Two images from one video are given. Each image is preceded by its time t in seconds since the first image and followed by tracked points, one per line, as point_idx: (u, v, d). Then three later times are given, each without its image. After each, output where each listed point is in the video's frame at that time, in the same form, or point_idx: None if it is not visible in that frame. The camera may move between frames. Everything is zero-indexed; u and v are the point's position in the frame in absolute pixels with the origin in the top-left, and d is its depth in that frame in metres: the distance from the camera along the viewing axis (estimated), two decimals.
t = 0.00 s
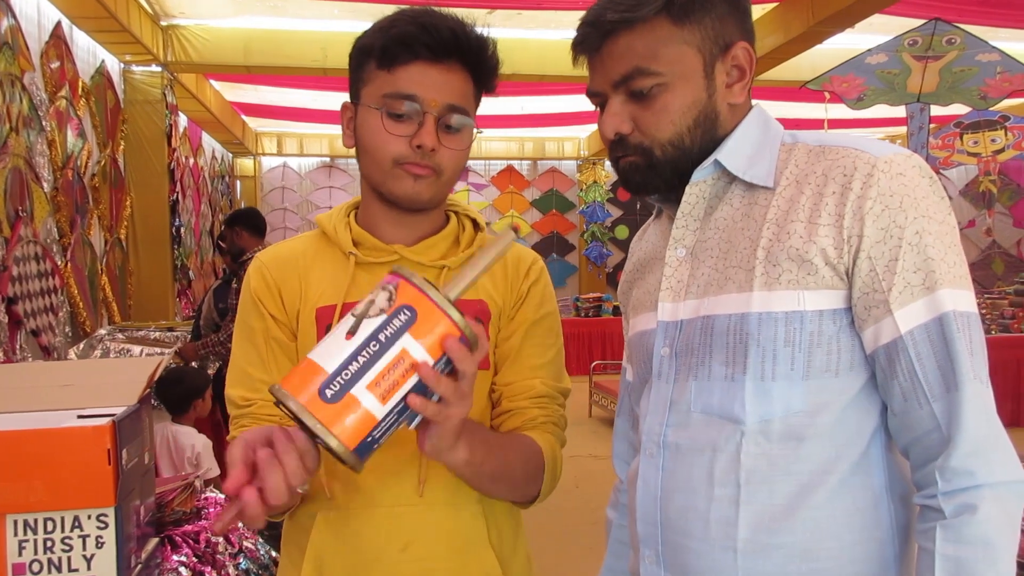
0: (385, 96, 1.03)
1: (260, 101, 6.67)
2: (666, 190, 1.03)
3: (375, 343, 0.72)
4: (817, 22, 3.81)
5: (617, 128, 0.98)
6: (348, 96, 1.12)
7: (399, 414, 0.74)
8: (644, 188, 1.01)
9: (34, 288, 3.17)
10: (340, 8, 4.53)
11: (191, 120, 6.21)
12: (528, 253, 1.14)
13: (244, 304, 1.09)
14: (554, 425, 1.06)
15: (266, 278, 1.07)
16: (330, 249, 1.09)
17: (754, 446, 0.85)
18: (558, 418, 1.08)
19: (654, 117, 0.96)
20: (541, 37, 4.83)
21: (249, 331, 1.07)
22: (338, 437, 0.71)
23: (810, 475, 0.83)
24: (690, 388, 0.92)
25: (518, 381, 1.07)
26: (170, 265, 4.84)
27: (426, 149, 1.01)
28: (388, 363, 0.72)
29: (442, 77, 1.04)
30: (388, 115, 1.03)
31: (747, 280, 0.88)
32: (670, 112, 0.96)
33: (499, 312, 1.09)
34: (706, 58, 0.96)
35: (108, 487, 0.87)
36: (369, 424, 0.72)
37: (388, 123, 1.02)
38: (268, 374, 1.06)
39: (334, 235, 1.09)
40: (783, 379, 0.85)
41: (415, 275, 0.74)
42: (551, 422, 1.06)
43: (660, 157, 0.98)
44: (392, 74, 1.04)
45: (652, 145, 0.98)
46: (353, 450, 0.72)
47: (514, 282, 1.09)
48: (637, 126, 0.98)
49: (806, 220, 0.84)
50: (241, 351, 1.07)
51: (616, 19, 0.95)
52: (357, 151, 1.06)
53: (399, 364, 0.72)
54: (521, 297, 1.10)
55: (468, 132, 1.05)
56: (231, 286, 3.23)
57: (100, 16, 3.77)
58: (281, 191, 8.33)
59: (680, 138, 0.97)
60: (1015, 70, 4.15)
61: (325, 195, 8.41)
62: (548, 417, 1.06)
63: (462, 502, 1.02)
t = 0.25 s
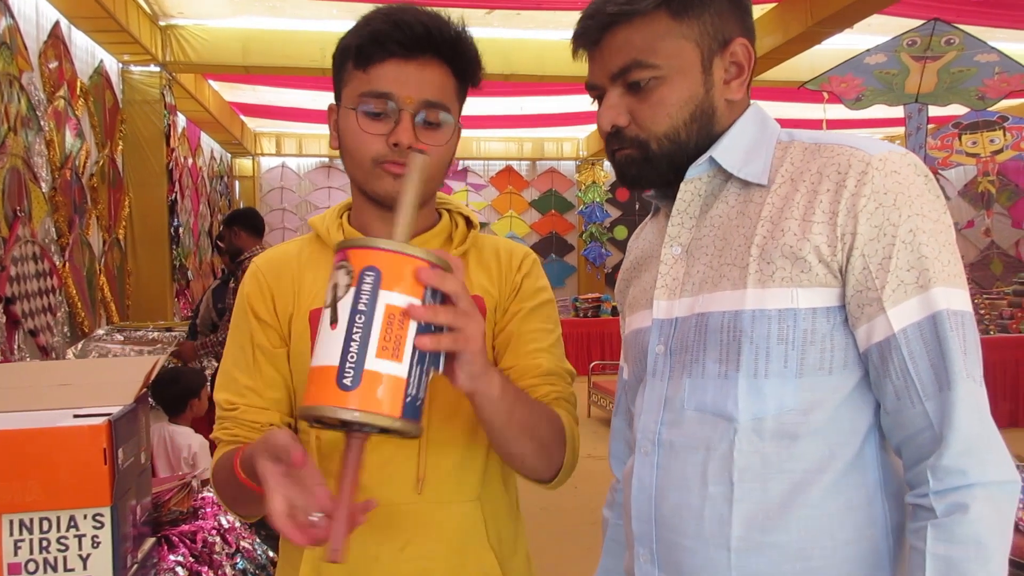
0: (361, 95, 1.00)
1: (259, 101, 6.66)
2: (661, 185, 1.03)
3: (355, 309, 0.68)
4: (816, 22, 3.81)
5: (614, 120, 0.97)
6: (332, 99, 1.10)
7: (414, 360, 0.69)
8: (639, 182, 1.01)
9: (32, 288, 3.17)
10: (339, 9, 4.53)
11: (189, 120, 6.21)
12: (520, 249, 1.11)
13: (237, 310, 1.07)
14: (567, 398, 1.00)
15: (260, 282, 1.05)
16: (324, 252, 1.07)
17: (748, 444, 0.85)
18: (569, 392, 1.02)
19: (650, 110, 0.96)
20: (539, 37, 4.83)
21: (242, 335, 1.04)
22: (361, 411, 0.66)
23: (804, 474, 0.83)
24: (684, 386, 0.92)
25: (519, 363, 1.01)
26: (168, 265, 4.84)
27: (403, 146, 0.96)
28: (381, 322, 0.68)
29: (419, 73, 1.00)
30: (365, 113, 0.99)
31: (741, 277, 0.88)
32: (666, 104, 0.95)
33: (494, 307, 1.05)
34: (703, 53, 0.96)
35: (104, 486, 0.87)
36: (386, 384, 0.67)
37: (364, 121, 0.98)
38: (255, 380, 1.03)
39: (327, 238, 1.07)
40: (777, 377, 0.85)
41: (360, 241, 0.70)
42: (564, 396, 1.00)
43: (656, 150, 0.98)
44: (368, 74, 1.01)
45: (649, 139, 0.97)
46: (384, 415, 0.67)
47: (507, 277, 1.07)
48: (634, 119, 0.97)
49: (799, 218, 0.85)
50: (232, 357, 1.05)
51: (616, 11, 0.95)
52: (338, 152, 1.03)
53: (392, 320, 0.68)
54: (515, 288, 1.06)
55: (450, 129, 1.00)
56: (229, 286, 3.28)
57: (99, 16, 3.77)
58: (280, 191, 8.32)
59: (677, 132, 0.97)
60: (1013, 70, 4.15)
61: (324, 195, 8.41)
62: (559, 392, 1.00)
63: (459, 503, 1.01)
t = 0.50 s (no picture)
0: (323, 102, 0.99)
1: (257, 101, 6.65)
2: (655, 175, 1.02)
3: (313, 371, 0.66)
4: (814, 21, 3.81)
5: (609, 109, 0.98)
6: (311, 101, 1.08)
7: (397, 346, 0.67)
8: (633, 173, 1.01)
9: (29, 288, 3.16)
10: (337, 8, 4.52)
11: (187, 120, 6.20)
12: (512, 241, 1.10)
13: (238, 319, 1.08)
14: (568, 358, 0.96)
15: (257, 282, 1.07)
16: (317, 252, 1.08)
17: (744, 440, 0.84)
18: (569, 350, 0.98)
19: (645, 99, 0.96)
20: (538, 36, 4.82)
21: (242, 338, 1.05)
22: (414, 412, 0.63)
23: (801, 471, 0.83)
24: (681, 382, 0.91)
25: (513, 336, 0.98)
26: (166, 265, 4.83)
27: (367, 149, 0.95)
28: (339, 355, 0.65)
29: (378, 74, 0.97)
30: (328, 119, 0.98)
31: (737, 274, 0.88)
32: (661, 93, 0.96)
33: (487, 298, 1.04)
34: (701, 45, 0.95)
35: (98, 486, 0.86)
36: (399, 376, 0.64)
37: (327, 128, 0.98)
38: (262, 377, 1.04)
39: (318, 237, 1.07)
40: (774, 374, 0.84)
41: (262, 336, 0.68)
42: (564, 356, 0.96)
43: (652, 140, 0.98)
44: (331, 79, 0.99)
45: (644, 128, 0.97)
46: (435, 393, 0.64)
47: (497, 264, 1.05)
48: (629, 109, 0.97)
49: (797, 214, 0.84)
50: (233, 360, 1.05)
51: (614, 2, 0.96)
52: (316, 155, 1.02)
53: (346, 345, 0.65)
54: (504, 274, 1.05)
55: (417, 125, 0.98)
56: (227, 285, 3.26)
57: (96, 15, 3.76)
58: (278, 191, 8.32)
59: (671, 123, 0.97)
60: (1011, 70, 4.16)
61: (323, 195, 8.40)
62: (556, 351, 0.96)
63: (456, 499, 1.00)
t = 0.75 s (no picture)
0: (302, 106, 0.98)
1: (255, 100, 6.64)
2: (656, 172, 1.03)
3: (292, 429, 0.64)
4: (813, 20, 3.81)
5: (609, 108, 0.99)
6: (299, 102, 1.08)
7: (369, 386, 0.65)
8: (635, 171, 1.02)
9: (27, 287, 3.16)
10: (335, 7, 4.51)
11: (185, 120, 6.19)
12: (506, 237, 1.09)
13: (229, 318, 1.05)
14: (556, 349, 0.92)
15: (250, 282, 1.04)
16: (310, 252, 1.06)
17: (744, 436, 0.84)
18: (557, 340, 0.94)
19: (644, 97, 0.96)
20: (536, 36, 4.81)
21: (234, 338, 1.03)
22: (402, 445, 0.63)
23: (802, 467, 0.83)
24: (680, 378, 0.91)
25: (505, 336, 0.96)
26: (164, 265, 4.82)
27: (346, 150, 0.94)
28: (313, 410, 0.64)
29: (351, 74, 0.97)
30: (308, 122, 0.98)
31: (737, 269, 0.88)
32: (660, 91, 0.96)
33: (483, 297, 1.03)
34: (700, 43, 0.95)
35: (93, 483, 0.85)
36: (381, 420, 0.64)
37: (307, 131, 0.97)
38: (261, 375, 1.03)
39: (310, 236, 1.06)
40: (774, 369, 0.84)
41: (234, 398, 0.65)
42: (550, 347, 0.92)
43: (652, 138, 0.98)
44: (306, 83, 0.99)
45: (643, 127, 0.98)
46: (420, 421, 0.65)
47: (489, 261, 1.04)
48: (629, 107, 0.98)
49: (797, 210, 0.84)
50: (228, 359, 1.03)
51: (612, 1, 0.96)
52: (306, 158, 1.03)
53: (316, 398, 0.64)
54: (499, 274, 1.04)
55: (396, 119, 0.98)
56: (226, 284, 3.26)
57: (95, 14, 3.75)
58: (277, 191, 8.31)
59: (671, 121, 0.97)
60: (1009, 69, 4.16)
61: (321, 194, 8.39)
62: (542, 343, 0.92)
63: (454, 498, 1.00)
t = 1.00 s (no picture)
0: (292, 103, 0.98)
1: (253, 100, 6.63)
2: (660, 173, 1.03)
3: (274, 448, 0.65)
4: (811, 20, 3.82)
5: (612, 108, 0.98)
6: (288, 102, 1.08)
7: (323, 371, 0.66)
8: (637, 171, 1.02)
9: (25, 288, 3.15)
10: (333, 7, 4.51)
11: (183, 119, 6.18)
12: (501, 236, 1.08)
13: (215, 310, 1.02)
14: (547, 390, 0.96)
15: (238, 280, 1.01)
16: (300, 246, 1.04)
17: (745, 432, 0.84)
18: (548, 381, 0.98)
19: (648, 96, 0.96)
20: (535, 35, 4.81)
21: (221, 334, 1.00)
22: (384, 400, 0.64)
23: (804, 463, 0.82)
24: (682, 374, 0.91)
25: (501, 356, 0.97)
26: (162, 264, 4.81)
27: (338, 145, 0.94)
28: (285, 419, 0.64)
29: (342, 69, 0.96)
30: (299, 118, 0.97)
31: (738, 264, 0.88)
32: (664, 91, 0.95)
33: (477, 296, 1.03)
34: (703, 41, 0.95)
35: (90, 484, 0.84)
36: (352, 396, 0.64)
37: (298, 128, 0.97)
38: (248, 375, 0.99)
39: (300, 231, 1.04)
40: (775, 364, 0.84)
41: (208, 453, 0.65)
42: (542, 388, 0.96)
43: (655, 137, 0.98)
44: (296, 80, 0.98)
45: (647, 126, 0.97)
46: (385, 372, 0.66)
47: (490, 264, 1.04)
48: (632, 106, 0.97)
49: (798, 204, 0.84)
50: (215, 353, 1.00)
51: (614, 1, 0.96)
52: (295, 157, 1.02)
53: (282, 410, 0.64)
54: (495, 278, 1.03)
55: (386, 115, 0.97)
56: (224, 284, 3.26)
57: (93, 14, 3.74)
58: (275, 191, 8.31)
59: (675, 120, 0.96)
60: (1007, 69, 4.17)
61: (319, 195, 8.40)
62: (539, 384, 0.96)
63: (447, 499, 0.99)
